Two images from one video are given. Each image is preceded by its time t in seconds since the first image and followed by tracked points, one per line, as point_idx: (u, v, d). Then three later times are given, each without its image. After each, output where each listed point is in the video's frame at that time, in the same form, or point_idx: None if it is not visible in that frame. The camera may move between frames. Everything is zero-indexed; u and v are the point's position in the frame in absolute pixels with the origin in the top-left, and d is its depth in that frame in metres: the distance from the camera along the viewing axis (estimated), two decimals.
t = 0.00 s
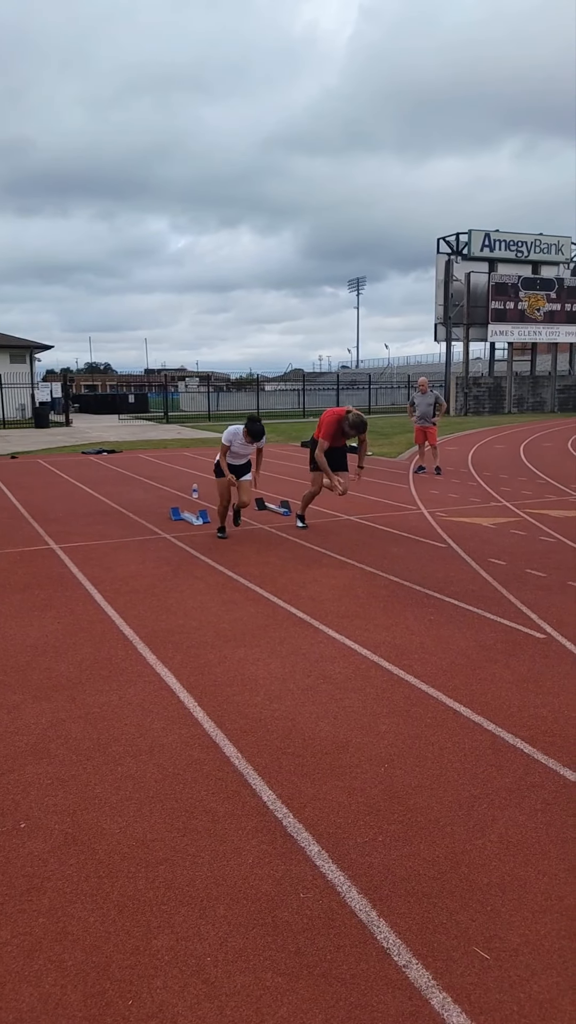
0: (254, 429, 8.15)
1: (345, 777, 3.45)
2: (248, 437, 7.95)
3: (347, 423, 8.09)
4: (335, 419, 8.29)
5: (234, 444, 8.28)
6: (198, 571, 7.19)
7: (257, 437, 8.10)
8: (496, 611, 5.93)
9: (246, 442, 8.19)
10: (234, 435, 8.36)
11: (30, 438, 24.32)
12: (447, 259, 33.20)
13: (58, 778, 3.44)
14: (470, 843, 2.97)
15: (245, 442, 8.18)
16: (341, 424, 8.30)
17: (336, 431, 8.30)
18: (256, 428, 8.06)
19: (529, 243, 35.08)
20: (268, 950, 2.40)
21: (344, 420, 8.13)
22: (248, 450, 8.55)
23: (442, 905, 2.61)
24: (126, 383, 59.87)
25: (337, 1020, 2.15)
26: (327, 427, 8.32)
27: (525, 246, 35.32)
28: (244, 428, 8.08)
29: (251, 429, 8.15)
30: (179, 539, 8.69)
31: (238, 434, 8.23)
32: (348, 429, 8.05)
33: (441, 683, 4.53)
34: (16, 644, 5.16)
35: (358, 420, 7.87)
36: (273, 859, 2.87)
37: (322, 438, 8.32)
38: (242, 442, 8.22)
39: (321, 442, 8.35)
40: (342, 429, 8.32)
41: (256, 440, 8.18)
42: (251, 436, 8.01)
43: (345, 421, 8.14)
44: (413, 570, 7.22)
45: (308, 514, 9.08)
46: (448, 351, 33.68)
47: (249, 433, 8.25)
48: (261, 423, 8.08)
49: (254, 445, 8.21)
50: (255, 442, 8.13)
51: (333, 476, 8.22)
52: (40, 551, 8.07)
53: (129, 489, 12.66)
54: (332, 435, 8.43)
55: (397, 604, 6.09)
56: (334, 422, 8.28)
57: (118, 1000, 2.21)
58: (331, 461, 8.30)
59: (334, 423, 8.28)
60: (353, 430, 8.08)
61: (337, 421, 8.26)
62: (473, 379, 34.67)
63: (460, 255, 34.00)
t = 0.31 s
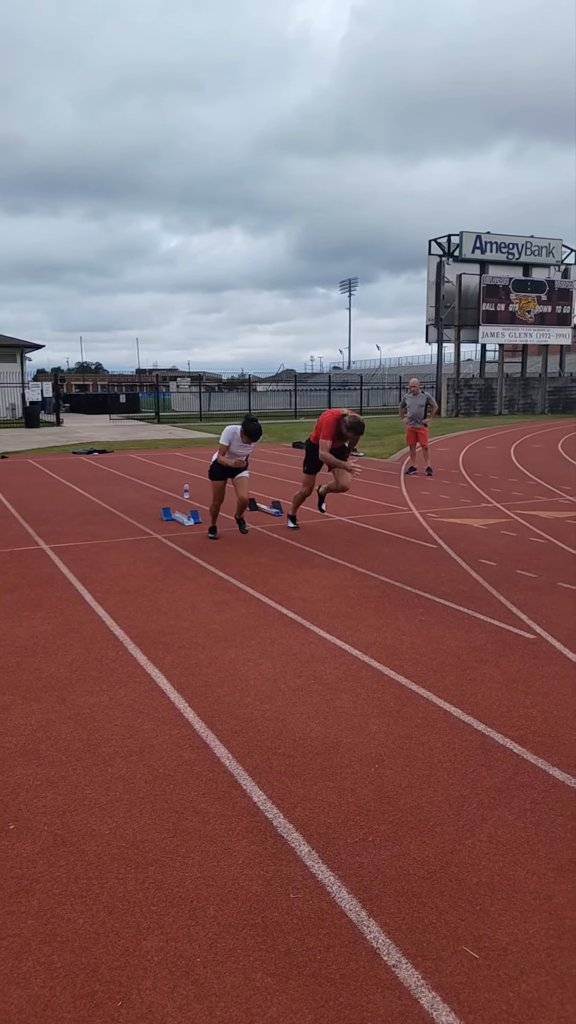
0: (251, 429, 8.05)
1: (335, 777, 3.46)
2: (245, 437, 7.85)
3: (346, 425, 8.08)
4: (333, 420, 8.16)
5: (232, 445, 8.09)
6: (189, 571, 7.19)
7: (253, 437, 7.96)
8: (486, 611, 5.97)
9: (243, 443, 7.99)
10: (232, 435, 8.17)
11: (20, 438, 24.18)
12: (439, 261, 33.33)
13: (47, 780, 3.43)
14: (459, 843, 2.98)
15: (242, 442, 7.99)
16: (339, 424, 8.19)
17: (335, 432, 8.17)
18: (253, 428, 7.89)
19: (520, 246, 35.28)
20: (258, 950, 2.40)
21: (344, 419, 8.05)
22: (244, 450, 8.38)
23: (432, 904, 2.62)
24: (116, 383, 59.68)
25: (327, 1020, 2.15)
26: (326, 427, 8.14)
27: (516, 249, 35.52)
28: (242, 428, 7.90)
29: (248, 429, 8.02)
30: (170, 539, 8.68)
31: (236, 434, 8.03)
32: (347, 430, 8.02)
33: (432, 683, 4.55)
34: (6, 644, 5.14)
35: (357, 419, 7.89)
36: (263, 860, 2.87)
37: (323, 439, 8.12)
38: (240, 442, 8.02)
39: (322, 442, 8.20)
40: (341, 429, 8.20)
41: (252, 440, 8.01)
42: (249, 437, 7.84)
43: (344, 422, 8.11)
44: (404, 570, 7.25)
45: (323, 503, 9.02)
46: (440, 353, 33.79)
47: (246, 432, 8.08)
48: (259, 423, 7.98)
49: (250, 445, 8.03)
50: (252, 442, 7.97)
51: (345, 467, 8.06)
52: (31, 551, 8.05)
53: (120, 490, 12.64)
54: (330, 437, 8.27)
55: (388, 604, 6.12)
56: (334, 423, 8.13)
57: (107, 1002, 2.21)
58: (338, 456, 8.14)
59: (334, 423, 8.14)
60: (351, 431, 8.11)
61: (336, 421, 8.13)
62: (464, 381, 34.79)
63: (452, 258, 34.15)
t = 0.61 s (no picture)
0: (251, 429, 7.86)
1: (327, 777, 3.46)
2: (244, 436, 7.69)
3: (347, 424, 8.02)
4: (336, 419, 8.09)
5: (231, 444, 7.91)
6: (180, 572, 7.17)
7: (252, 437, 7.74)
8: (477, 611, 5.99)
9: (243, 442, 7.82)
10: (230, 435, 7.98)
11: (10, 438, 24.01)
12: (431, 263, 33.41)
13: (38, 782, 3.40)
14: (449, 843, 2.98)
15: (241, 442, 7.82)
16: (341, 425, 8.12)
17: (337, 432, 8.10)
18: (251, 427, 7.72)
19: (511, 247, 35.39)
20: (249, 951, 2.40)
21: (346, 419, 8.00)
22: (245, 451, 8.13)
23: (422, 904, 2.63)
24: (108, 383, 59.55)
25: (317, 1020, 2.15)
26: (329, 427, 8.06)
27: (508, 250, 35.65)
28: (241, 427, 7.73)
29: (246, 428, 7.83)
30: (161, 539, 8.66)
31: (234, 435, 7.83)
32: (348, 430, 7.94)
33: (423, 683, 4.56)
34: None
35: (359, 420, 7.83)
36: (254, 860, 2.87)
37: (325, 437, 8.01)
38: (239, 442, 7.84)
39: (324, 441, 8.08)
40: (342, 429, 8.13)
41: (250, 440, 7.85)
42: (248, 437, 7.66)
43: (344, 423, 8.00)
44: (395, 571, 7.26)
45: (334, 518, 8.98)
46: (432, 354, 33.85)
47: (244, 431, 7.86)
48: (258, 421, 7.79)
49: (249, 445, 7.86)
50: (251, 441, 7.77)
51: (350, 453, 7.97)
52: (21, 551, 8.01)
53: (111, 490, 12.61)
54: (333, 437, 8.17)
55: (380, 604, 6.14)
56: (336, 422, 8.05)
57: (97, 1003, 2.20)
58: (340, 452, 8.03)
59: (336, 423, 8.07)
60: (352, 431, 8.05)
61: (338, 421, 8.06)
62: (456, 382, 34.89)
63: (444, 259, 34.24)
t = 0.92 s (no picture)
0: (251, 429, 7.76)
1: (320, 777, 3.47)
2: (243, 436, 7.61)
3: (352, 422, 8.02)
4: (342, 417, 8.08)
5: (229, 444, 7.87)
6: (173, 573, 7.18)
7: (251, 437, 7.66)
8: (470, 611, 6.02)
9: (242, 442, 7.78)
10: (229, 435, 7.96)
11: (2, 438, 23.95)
12: (424, 263, 33.48)
13: (31, 784, 3.40)
14: (442, 843, 2.99)
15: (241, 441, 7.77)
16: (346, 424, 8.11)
17: (340, 431, 8.08)
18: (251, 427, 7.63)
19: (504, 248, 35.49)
20: (242, 952, 2.40)
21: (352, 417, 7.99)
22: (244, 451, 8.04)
23: (415, 904, 2.64)
24: (102, 383, 59.51)
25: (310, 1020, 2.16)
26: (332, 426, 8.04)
27: (501, 251, 35.75)
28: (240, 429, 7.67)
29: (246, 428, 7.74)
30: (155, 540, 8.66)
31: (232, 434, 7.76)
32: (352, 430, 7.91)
33: (416, 683, 4.58)
34: None
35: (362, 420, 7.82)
36: (247, 861, 2.87)
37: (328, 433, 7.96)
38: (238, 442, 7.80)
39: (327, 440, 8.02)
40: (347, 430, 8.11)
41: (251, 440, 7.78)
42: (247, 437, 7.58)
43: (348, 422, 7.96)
44: (389, 571, 7.28)
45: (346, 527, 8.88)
46: (425, 354, 33.93)
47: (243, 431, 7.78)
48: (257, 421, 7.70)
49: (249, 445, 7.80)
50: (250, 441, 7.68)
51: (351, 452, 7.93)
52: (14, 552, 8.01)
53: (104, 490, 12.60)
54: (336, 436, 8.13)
55: (373, 604, 6.16)
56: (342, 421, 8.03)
57: (91, 1004, 2.20)
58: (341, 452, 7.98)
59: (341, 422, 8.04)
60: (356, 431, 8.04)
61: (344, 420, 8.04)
62: (449, 383, 34.97)
63: (437, 260, 34.31)
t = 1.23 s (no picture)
0: (249, 429, 7.65)
1: (312, 777, 3.47)
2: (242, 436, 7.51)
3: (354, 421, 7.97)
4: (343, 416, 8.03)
5: (226, 445, 7.77)
6: (165, 573, 7.16)
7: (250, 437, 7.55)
8: (461, 611, 6.03)
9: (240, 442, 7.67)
10: (226, 435, 7.87)
11: None
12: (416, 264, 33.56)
13: (21, 785, 3.38)
14: (434, 842, 3.00)
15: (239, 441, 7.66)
16: (347, 425, 8.05)
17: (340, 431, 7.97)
18: (250, 428, 7.50)
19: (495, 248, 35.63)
20: (233, 953, 2.40)
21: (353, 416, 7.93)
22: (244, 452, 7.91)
23: (407, 904, 2.64)
24: (94, 383, 59.48)
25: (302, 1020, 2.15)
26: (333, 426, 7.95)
27: (492, 252, 35.87)
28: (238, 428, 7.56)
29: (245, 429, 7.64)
30: (147, 541, 8.63)
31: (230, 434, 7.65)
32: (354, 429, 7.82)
33: (408, 683, 4.58)
34: None
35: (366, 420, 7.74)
36: (239, 861, 2.87)
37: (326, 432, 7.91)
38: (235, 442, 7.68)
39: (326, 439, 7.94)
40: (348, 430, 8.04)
41: (249, 441, 7.66)
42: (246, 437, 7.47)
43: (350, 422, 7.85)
44: (381, 571, 7.29)
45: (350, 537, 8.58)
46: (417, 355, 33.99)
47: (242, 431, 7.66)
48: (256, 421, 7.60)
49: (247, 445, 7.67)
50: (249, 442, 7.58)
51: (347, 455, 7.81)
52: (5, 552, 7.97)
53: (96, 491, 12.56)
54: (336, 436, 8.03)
55: (365, 604, 6.17)
56: (343, 419, 7.95)
57: (81, 1005, 2.19)
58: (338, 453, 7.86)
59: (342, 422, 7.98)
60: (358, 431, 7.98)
61: (345, 420, 7.97)
62: (441, 383, 35.05)
63: (429, 261, 34.40)
